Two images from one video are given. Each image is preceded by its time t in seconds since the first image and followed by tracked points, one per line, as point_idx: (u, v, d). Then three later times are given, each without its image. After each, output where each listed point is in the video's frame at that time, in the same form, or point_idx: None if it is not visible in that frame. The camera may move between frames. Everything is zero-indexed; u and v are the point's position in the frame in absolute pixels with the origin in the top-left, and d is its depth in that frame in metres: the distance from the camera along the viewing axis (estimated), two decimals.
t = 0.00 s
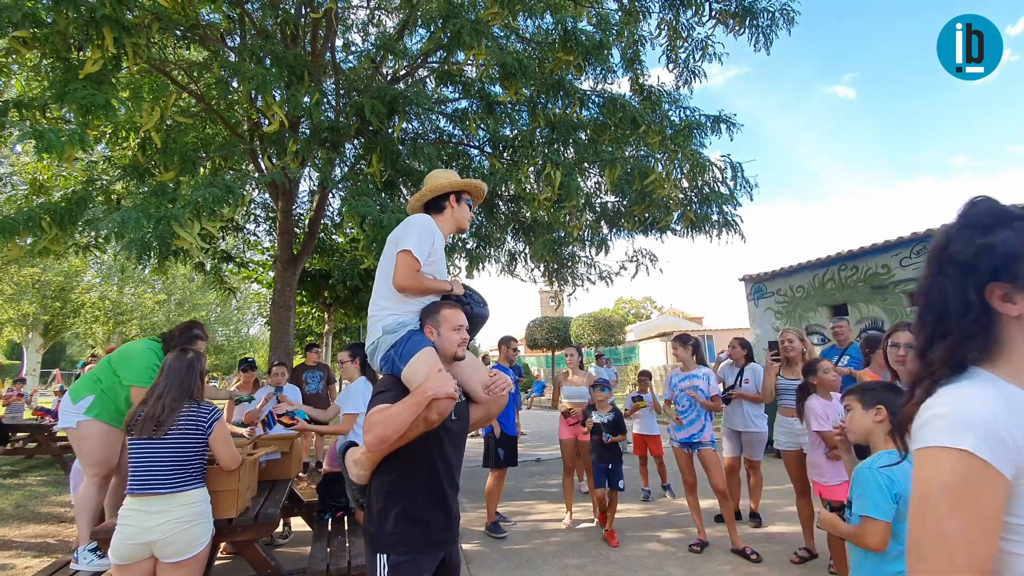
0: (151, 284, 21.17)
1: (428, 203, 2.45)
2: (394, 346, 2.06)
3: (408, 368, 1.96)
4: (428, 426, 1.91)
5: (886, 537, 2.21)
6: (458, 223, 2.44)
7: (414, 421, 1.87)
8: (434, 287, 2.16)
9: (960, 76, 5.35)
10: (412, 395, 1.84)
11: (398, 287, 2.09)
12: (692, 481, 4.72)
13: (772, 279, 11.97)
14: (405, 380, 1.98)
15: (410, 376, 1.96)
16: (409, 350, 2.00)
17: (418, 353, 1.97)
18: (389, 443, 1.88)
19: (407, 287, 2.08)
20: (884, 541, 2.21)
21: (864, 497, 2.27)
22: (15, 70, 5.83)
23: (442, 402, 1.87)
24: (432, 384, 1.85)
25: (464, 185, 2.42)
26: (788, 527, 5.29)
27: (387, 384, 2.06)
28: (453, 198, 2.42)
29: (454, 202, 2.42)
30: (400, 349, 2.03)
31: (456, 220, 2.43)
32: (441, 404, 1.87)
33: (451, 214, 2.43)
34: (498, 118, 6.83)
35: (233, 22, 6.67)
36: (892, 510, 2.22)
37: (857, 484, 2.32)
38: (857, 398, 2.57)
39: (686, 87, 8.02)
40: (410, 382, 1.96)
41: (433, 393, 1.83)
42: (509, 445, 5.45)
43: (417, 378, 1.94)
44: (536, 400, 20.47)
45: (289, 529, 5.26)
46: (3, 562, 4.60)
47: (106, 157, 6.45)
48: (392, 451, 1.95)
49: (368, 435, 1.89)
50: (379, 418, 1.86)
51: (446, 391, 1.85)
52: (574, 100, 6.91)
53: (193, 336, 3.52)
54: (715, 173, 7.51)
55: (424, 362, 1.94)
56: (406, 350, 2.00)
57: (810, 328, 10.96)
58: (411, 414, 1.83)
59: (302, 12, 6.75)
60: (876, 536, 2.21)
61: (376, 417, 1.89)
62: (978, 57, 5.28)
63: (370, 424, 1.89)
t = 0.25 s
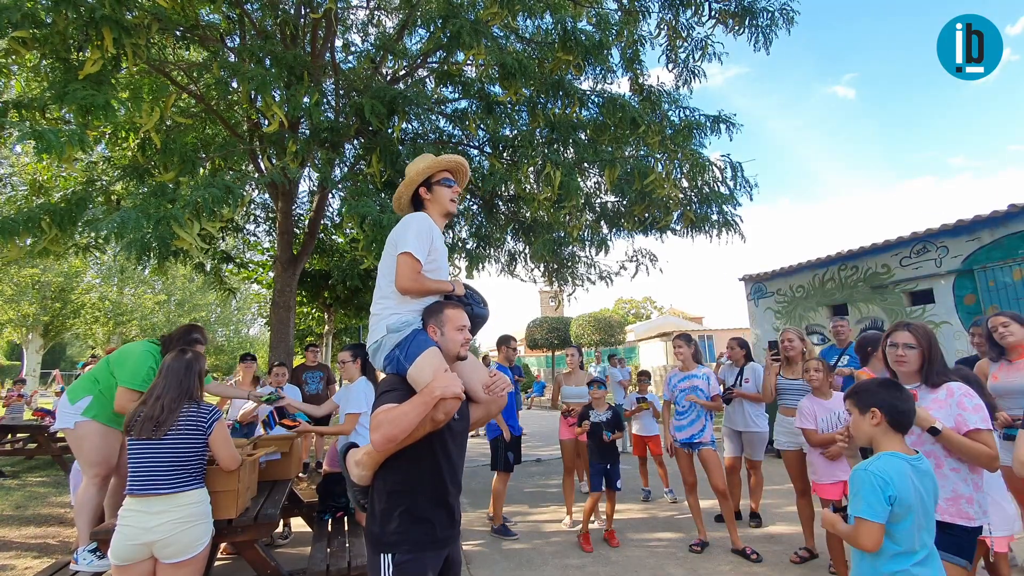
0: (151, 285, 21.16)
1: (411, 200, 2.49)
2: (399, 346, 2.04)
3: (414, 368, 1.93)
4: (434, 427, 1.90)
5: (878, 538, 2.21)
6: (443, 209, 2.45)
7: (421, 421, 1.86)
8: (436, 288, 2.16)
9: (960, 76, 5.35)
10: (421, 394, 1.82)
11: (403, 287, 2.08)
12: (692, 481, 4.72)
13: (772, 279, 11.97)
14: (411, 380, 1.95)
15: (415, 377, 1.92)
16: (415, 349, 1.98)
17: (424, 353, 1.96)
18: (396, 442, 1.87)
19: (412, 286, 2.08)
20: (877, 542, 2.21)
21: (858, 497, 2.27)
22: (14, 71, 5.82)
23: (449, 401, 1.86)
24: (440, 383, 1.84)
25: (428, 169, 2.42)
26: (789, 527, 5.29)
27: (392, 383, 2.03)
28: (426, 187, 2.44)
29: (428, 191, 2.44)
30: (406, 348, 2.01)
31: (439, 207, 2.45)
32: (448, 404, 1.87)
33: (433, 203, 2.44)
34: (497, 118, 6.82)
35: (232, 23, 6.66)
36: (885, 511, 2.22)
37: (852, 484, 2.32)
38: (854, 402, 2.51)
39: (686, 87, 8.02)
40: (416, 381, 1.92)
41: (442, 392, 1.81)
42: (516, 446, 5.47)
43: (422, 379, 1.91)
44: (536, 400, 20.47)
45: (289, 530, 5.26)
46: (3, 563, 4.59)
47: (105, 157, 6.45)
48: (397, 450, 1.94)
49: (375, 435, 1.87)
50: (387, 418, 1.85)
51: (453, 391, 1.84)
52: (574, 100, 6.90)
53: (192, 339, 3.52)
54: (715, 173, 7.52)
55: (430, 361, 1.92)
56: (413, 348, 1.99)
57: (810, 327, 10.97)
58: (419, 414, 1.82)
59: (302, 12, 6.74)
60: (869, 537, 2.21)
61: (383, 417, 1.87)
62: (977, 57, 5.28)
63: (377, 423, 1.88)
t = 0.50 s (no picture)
0: (151, 285, 21.15)
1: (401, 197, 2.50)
2: (398, 349, 2.04)
3: (414, 371, 1.93)
4: (436, 428, 1.91)
5: (878, 539, 2.21)
6: (429, 204, 2.43)
7: (423, 423, 1.86)
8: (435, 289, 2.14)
9: (960, 75, 5.35)
10: (422, 397, 1.83)
11: (400, 291, 2.08)
12: (691, 481, 4.72)
13: (772, 279, 11.97)
14: (411, 382, 1.96)
15: (415, 379, 1.92)
16: (414, 352, 1.98)
17: (424, 354, 1.95)
18: (399, 444, 1.87)
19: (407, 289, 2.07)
20: (876, 543, 2.22)
21: (858, 497, 2.28)
22: (14, 72, 5.82)
23: (451, 403, 1.88)
24: (441, 385, 1.85)
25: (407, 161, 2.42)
26: (789, 527, 5.29)
27: (394, 385, 2.04)
28: (410, 184, 2.45)
29: (411, 189, 2.44)
30: (405, 351, 2.01)
31: (424, 202, 2.43)
32: (450, 406, 1.88)
33: (420, 199, 2.44)
34: (497, 118, 6.82)
35: (231, 23, 6.65)
36: (886, 512, 2.22)
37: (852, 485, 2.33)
38: (852, 404, 2.52)
39: (686, 87, 8.02)
40: (416, 384, 1.92)
41: (444, 394, 1.83)
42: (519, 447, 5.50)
43: (423, 381, 1.90)
44: (536, 400, 20.47)
45: (289, 530, 5.26)
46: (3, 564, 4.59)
47: (105, 158, 6.44)
48: (398, 452, 1.94)
49: (377, 437, 1.87)
50: (389, 420, 1.85)
51: (455, 393, 1.86)
52: (574, 100, 6.90)
53: (193, 342, 3.53)
54: (715, 173, 7.52)
55: (430, 363, 1.92)
56: (412, 351, 1.99)
57: (810, 327, 10.97)
58: (421, 416, 1.82)
59: (302, 12, 6.74)
60: (869, 538, 2.22)
61: (384, 419, 1.87)
62: (977, 57, 5.28)
63: (379, 425, 1.88)
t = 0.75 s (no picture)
0: (150, 286, 21.14)
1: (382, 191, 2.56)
2: (397, 352, 2.05)
3: (417, 376, 1.93)
4: (442, 433, 1.90)
5: (885, 541, 2.19)
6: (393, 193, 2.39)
7: (429, 428, 1.85)
8: (417, 282, 2.13)
9: (960, 76, 5.35)
10: (429, 402, 1.82)
11: (381, 292, 2.09)
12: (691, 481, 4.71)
13: (772, 279, 11.97)
14: (414, 386, 1.95)
15: (419, 384, 1.92)
16: (415, 356, 1.98)
17: (427, 359, 1.95)
18: (404, 449, 1.86)
19: (389, 288, 2.07)
20: (883, 545, 2.20)
21: (864, 499, 2.26)
22: (13, 72, 5.81)
23: (457, 407, 1.87)
24: (448, 390, 1.84)
25: (372, 156, 2.48)
26: (789, 527, 5.29)
27: (397, 389, 2.04)
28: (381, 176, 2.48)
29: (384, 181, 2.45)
30: (406, 355, 2.01)
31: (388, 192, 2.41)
32: (456, 410, 1.88)
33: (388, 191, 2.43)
34: (497, 118, 6.82)
35: (231, 23, 6.60)
36: (892, 513, 2.21)
37: (857, 487, 2.31)
38: (853, 404, 2.50)
39: (685, 87, 8.02)
40: (421, 389, 1.91)
41: (450, 399, 1.82)
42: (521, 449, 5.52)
43: (428, 386, 1.90)
44: (536, 400, 20.46)
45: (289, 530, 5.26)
46: (3, 565, 4.59)
47: (105, 159, 6.44)
48: (403, 456, 1.94)
49: (382, 441, 1.87)
50: (395, 425, 1.84)
51: (461, 398, 1.85)
52: (573, 100, 6.90)
53: (189, 330, 3.64)
54: (715, 173, 7.52)
55: (434, 368, 1.92)
56: (413, 355, 1.99)
57: (810, 327, 10.97)
58: (428, 421, 1.82)
59: (301, 12, 6.74)
60: (875, 540, 2.20)
61: (390, 425, 1.86)
62: (977, 57, 5.29)
63: (385, 430, 1.87)
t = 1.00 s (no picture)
0: (150, 286, 21.14)
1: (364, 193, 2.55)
2: (390, 354, 2.04)
3: (412, 373, 1.93)
4: (443, 428, 1.91)
5: (893, 543, 2.19)
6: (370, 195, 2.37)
7: (429, 423, 1.86)
8: (400, 282, 2.10)
9: (960, 76, 5.35)
10: (426, 396, 1.83)
11: (365, 296, 2.08)
12: (692, 481, 4.71)
13: (771, 279, 11.97)
14: (411, 384, 1.96)
15: (415, 380, 1.93)
16: (408, 355, 1.98)
17: (421, 356, 1.95)
18: (405, 446, 1.86)
19: (370, 290, 2.06)
20: (892, 548, 2.19)
21: (873, 501, 2.25)
22: (13, 73, 5.81)
23: (456, 400, 1.89)
24: (445, 383, 1.86)
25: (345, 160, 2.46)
26: (789, 527, 5.29)
27: (394, 388, 2.03)
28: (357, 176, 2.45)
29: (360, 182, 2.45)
30: (399, 355, 2.00)
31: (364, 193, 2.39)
32: (455, 403, 1.89)
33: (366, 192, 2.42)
34: (497, 118, 6.83)
35: (231, 24, 6.63)
36: (901, 515, 2.21)
37: (866, 490, 2.29)
38: (852, 404, 2.50)
39: (685, 87, 8.03)
40: (417, 386, 1.92)
41: (448, 392, 1.84)
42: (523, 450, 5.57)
43: (423, 382, 1.91)
44: (536, 400, 20.47)
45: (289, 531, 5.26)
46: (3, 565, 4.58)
47: (105, 159, 6.44)
48: (403, 454, 1.94)
49: (382, 439, 1.87)
50: (394, 422, 1.84)
51: (459, 390, 1.87)
52: (573, 101, 6.91)
53: (177, 314, 3.80)
54: (715, 173, 7.53)
55: (430, 364, 1.93)
56: (406, 355, 1.98)
57: (810, 327, 10.97)
58: (426, 416, 1.82)
59: (301, 13, 6.75)
60: (883, 542, 2.19)
61: (389, 421, 1.86)
62: (977, 57, 5.29)
63: (384, 428, 1.87)
